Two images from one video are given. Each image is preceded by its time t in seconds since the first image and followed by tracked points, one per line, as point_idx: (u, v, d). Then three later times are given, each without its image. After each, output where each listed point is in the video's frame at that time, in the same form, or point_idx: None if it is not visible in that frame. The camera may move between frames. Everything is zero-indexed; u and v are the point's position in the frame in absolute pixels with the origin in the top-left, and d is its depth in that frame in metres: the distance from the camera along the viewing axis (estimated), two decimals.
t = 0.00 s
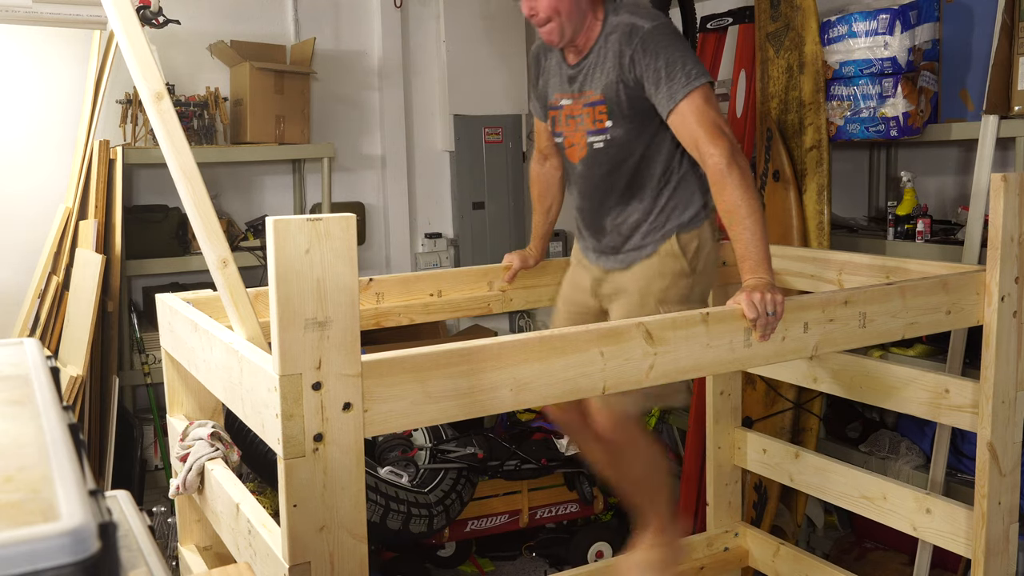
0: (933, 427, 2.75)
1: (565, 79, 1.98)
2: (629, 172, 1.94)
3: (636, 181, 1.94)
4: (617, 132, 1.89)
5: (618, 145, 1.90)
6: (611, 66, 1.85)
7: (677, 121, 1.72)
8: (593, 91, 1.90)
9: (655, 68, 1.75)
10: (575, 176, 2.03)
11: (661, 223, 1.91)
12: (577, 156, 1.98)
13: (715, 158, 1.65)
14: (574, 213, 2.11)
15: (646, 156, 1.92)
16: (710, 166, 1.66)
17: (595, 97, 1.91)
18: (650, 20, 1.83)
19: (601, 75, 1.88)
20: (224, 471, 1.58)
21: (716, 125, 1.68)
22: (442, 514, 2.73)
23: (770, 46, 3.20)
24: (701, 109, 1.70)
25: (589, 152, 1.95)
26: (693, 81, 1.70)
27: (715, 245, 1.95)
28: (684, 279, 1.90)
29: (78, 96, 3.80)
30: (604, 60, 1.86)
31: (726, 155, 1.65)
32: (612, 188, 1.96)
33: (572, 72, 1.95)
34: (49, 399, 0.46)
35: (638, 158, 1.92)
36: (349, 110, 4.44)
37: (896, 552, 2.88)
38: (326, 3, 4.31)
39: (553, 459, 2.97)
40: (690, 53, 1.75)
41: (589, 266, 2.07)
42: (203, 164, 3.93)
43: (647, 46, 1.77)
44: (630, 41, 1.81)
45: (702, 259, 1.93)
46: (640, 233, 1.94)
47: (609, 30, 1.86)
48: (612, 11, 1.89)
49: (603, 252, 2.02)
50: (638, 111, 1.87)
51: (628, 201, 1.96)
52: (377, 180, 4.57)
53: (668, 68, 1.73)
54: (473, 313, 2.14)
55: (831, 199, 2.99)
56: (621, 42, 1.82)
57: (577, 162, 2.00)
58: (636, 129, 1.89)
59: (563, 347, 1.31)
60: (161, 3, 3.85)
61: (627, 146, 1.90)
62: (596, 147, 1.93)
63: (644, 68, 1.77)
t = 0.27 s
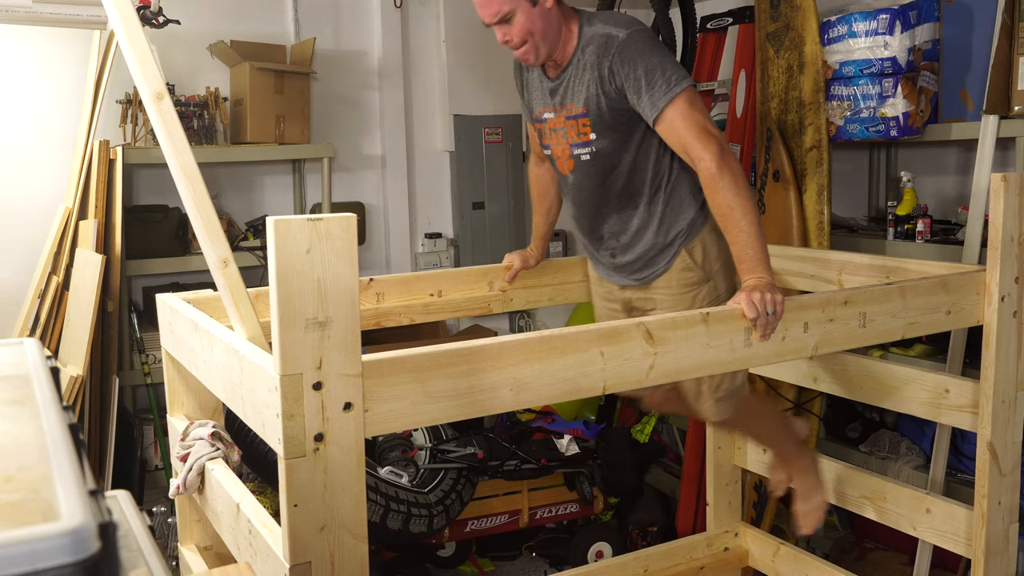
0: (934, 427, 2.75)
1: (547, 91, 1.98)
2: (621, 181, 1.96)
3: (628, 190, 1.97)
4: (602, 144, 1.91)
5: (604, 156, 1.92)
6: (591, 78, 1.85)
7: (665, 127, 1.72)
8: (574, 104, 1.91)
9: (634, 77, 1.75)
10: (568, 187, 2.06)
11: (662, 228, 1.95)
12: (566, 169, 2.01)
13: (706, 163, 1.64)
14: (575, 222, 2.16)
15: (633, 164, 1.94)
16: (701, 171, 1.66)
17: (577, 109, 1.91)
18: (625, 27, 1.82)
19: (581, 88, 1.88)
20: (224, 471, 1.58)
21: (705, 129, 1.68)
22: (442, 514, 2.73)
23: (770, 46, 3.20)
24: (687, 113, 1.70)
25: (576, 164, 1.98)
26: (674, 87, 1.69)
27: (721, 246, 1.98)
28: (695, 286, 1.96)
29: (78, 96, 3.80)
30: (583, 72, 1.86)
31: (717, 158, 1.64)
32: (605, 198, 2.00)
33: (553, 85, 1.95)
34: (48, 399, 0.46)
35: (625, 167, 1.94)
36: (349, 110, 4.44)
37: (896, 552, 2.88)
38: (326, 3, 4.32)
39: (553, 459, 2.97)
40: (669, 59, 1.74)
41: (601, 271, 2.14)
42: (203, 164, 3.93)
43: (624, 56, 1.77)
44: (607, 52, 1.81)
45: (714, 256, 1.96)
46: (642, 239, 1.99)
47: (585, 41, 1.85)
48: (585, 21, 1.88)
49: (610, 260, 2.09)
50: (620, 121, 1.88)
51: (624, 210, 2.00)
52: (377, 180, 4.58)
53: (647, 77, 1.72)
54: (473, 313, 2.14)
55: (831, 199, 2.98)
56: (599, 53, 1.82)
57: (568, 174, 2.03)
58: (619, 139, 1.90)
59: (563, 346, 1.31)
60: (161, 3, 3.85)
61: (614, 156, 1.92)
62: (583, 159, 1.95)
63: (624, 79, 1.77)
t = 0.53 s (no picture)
0: (934, 427, 2.75)
1: (545, 94, 1.98)
2: (624, 183, 1.96)
3: (630, 190, 1.97)
4: (604, 145, 1.91)
5: (606, 157, 1.92)
6: (591, 80, 1.85)
7: (667, 127, 1.72)
8: (575, 105, 1.91)
9: (635, 78, 1.75)
10: (570, 189, 2.06)
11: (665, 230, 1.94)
12: (568, 170, 2.02)
13: (709, 163, 1.64)
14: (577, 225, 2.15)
15: (635, 164, 1.93)
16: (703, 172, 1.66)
17: (577, 111, 1.91)
18: (624, 28, 1.82)
19: (581, 90, 1.88)
20: (225, 471, 1.58)
21: (707, 130, 1.67)
22: (442, 514, 2.73)
23: (770, 46, 3.20)
24: (689, 115, 1.70)
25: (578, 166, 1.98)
26: (674, 88, 1.70)
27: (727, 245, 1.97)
28: (702, 287, 1.96)
29: (78, 96, 3.80)
30: (583, 73, 1.86)
31: (720, 159, 1.64)
32: (607, 199, 1.99)
33: (553, 87, 1.95)
34: (48, 399, 0.46)
35: (627, 167, 1.94)
36: (349, 110, 4.44)
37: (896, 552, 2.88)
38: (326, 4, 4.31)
39: (554, 459, 2.97)
40: (669, 60, 1.75)
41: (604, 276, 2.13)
42: (203, 164, 3.93)
43: (624, 57, 1.77)
44: (607, 54, 1.81)
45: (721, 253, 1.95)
46: (646, 242, 1.98)
47: (585, 42, 1.85)
48: (585, 21, 1.88)
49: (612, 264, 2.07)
50: (621, 123, 1.88)
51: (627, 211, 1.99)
52: (377, 180, 4.57)
53: (648, 78, 1.72)
54: (474, 313, 2.14)
55: (831, 199, 2.98)
56: (599, 55, 1.82)
57: (569, 176, 2.04)
58: (620, 140, 1.90)
59: (564, 346, 1.31)
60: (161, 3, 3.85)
61: (616, 157, 1.92)
62: (586, 161, 1.95)
63: (624, 80, 1.78)
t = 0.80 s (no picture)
0: (934, 427, 2.75)
1: (557, 84, 1.97)
2: (622, 177, 1.95)
3: (627, 186, 1.95)
4: (609, 138, 1.90)
5: (610, 150, 1.91)
6: (603, 71, 1.85)
7: (675, 124, 1.72)
8: (584, 96, 1.90)
9: (647, 71, 1.75)
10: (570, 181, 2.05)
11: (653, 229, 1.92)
12: (568, 161, 1.99)
13: (713, 161, 1.65)
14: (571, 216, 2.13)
15: (637, 160, 1.92)
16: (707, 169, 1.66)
17: (586, 102, 1.90)
18: (640, 22, 1.82)
19: (592, 81, 1.87)
20: (225, 471, 1.58)
21: (714, 127, 1.67)
22: (442, 514, 2.72)
23: (770, 46, 3.20)
24: (697, 111, 1.70)
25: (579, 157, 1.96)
26: (685, 83, 1.70)
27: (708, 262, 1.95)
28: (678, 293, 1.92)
29: (78, 96, 3.80)
30: (596, 65, 1.86)
31: (723, 157, 1.64)
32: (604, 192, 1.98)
33: (564, 78, 1.94)
34: (48, 399, 0.46)
35: (629, 162, 1.92)
36: (349, 109, 4.44)
37: (896, 552, 2.88)
38: (326, 3, 4.31)
39: (553, 459, 2.96)
40: (683, 56, 1.75)
41: (582, 272, 2.09)
42: (203, 164, 3.93)
43: (638, 49, 1.77)
44: (621, 46, 1.81)
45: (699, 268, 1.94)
46: (630, 239, 1.95)
47: (600, 36, 1.86)
48: (602, 17, 1.88)
49: (594, 258, 2.05)
50: (628, 116, 1.87)
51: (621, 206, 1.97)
52: (377, 180, 4.57)
53: (660, 71, 1.73)
54: (473, 313, 2.14)
55: (831, 199, 2.98)
56: (613, 47, 1.82)
57: (570, 168, 2.02)
58: (626, 134, 1.89)
59: (563, 346, 1.31)
60: (160, 3, 3.85)
61: (619, 152, 1.91)
62: (587, 153, 1.94)
63: (636, 73, 1.77)
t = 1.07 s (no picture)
0: (934, 427, 2.75)
1: (573, 81, 1.97)
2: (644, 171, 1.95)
3: (643, 176, 1.95)
4: (629, 133, 1.90)
5: (630, 145, 1.92)
6: (620, 68, 1.85)
7: (683, 121, 1.72)
8: (602, 93, 1.91)
9: (662, 68, 1.75)
10: (591, 176, 2.05)
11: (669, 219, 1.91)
12: (590, 157, 2.00)
13: (719, 159, 1.65)
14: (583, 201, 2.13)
15: (656, 153, 1.92)
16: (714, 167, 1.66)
17: (604, 99, 1.91)
18: (655, 19, 1.82)
19: (610, 78, 1.87)
20: (224, 471, 1.58)
21: (723, 126, 1.67)
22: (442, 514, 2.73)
23: (770, 46, 3.20)
24: (706, 108, 1.70)
25: (601, 153, 1.97)
26: (699, 80, 1.70)
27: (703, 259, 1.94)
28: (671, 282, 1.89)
29: (78, 96, 3.80)
30: (612, 62, 1.86)
31: (730, 155, 1.64)
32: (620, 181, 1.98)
33: (582, 75, 1.94)
34: (48, 399, 0.46)
35: (648, 155, 1.92)
36: (349, 109, 4.44)
37: (896, 552, 2.88)
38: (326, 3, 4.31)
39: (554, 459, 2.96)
40: (697, 53, 1.74)
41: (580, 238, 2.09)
42: (204, 164, 3.93)
43: (654, 46, 1.77)
44: (637, 42, 1.81)
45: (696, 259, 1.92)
46: (637, 218, 1.95)
47: (615, 33, 1.85)
48: (616, 14, 1.88)
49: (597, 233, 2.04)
50: (647, 112, 1.87)
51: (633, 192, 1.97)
52: (377, 180, 4.57)
53: (674, 69, 1.73)
54: (473, 313, 2.14)
55: (831, 199, 2.98)
56: (630, 44, 1.82)
57: (590, 164, 2.03)
58: (646, 129, 1.89)
59: (563, 347, 1.31)
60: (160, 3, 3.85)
61: (640, 146, 1.92)
62: (609, 148, 1.94)
63: (652, 69, 1.77)
